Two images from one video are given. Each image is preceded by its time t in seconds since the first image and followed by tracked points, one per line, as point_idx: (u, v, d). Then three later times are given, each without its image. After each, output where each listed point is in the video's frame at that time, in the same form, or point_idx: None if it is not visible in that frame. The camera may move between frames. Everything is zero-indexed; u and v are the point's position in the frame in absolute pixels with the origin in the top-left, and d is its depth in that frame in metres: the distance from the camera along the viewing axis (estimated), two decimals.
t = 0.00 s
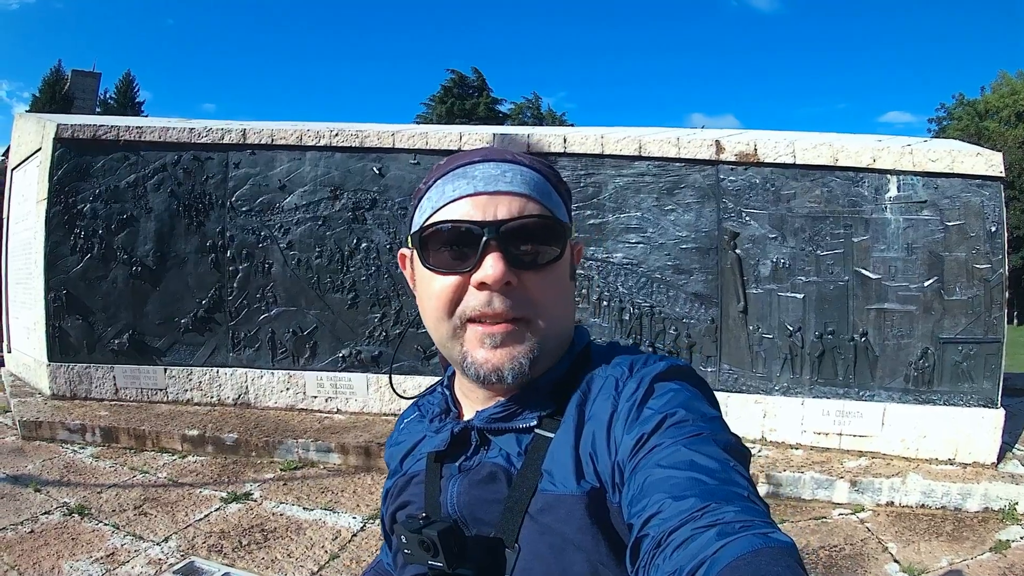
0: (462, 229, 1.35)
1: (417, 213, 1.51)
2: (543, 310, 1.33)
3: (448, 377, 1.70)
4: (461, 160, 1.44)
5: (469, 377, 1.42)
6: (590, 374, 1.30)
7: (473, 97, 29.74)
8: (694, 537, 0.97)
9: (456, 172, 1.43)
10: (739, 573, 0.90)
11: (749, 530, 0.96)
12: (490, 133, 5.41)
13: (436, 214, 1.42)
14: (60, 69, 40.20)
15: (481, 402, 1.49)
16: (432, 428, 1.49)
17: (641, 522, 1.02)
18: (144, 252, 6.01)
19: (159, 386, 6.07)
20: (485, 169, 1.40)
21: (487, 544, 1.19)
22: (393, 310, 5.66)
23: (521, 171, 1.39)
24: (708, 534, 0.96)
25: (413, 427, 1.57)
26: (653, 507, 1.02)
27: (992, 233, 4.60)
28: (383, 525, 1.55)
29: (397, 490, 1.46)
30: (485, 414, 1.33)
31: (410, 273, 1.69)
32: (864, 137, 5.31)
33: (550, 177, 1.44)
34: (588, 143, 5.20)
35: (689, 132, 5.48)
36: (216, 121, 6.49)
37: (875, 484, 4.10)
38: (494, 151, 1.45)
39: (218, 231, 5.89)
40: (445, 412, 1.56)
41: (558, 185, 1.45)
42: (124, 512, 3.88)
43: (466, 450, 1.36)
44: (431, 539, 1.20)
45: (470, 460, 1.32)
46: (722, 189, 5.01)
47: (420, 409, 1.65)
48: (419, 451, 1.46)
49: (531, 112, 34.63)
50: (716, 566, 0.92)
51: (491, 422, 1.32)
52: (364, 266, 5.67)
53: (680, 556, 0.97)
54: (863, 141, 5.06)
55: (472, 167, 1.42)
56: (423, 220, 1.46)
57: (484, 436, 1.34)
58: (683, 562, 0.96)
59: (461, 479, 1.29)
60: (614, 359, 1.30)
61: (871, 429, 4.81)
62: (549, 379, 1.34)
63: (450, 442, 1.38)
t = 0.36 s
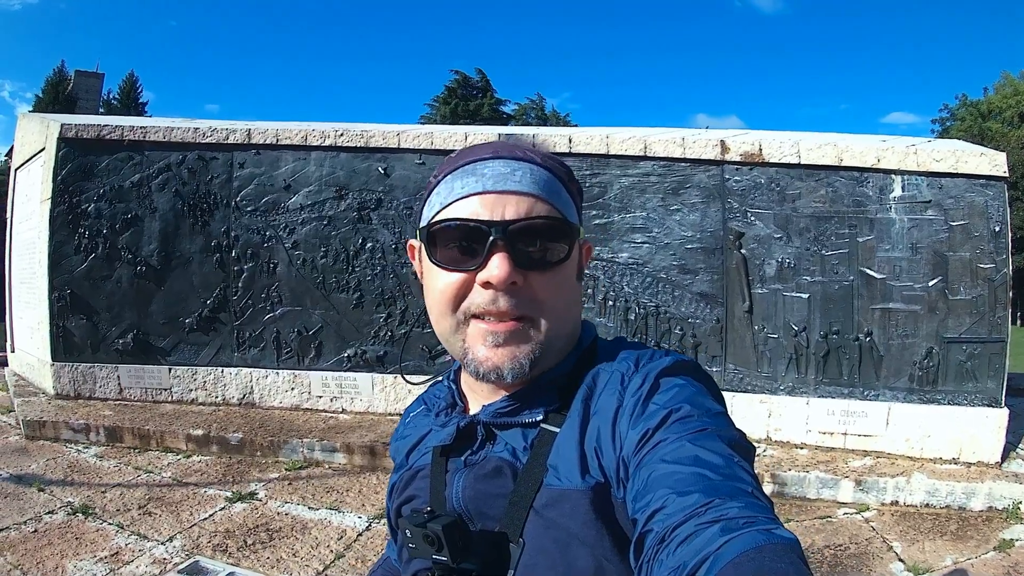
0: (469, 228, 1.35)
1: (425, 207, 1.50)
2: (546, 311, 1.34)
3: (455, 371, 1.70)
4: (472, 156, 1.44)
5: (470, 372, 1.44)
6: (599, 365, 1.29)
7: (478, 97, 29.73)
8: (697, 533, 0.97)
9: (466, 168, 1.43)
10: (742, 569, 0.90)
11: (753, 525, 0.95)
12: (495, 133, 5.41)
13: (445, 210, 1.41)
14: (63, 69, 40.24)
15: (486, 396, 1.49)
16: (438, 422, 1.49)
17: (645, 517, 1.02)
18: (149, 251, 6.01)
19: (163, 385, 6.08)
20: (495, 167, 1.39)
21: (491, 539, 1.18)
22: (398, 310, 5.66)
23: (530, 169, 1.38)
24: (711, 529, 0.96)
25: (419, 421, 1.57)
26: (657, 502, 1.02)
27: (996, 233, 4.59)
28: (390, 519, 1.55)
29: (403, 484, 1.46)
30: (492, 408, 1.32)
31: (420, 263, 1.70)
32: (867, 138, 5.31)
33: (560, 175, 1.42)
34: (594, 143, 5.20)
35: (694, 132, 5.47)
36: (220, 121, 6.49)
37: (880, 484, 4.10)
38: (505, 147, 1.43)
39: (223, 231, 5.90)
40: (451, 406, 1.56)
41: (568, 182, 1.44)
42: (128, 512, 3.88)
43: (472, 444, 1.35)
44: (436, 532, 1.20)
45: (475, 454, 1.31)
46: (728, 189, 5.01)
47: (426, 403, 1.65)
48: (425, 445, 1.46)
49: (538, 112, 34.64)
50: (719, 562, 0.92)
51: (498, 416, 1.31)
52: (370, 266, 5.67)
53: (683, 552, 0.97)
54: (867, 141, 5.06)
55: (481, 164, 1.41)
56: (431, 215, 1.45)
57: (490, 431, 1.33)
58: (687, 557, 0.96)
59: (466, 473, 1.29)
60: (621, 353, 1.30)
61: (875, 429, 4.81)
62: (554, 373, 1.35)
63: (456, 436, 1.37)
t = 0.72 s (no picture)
0: (453, 252, 1.34)
1: (411, 235, 1.51)
2: (545, 325, 1.32)
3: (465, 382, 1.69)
4: (448, 178, 1.43)
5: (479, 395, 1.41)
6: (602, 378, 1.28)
7: (486, 96, 29.74)
8: (708, 539, 0.96)
9: (444, 192, 1.42)
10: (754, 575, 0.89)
11: (764, 530, 0.95)
12: (505, 133, 5.42)
13: (429, 238, 1.41)
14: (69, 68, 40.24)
15: (495, 408, 1.45)
16: (448, 433, 1.48)
17: (656, 524, 1.01)
18: (157, 252, 6.01)
19: (171, 386, 6.07)
20: (472, 187, 1.38)
21: (503, 548, 1.18)
22: (408, 310, 5.65)
23: (509, 184, 1.37)
24: (723, 535, 0.95)
25: (429, 432, 1.57)
26: (668, 509, 1.01)
27: (1004, 232, 4.58)
28: (404, 530, 1.55)
29: (415, 495, 1.46)
30: (501, 419, 1.33)
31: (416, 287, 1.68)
32: (875, 136, 5.31)
33: (542, 183, 1.42)
34: (604, 142, 5.20)
35: (704, 132, 5.48)
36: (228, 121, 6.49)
37: (889, 483, 4.09)
38: (480, 164, 1.42)
39: (231, 231, 5.89)
40: (461, 417, 1.55)
41: (550, 188, 1.43)
42: (136, 513, 3.88)
43: (481, 454, 1.35)
44: (448, 542, 1.20)
45: (485, 465, 1.31)
46: (737, 188, 5.01)
47: (436, 414, 1.65)
48: (436, 456, 1.45)
49: (546, 110, 34.74)
50: (731, 568, 0.91)
51: (508, 427, 1.32)
52: (379, 266, 5.66)
53: (695, 558, 0.96)
54: (876, 140, 5.06)
55: (458, 185, 1.41)
56: (416, 244, 1.46)
57: (500, 441, 1.32)
58: (698, 564, 0.95)
59: (476, 483, 1.29)
60: (629, 359, 1.29)
61: (885, 429, 4.80)
62: (563, 385, 1.33)
63: (466, 447, 1.36)
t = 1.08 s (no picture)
0: (452, 228, 1.33)
1: (410, 213, 1.49)
2: (543, 303, 1.31)
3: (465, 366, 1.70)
4: (447, 155, 1.41)
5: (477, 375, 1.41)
6: (606, 363, 1.26)
7: (516, 96, 29.69)
8: (714, 519, 0.96)
9: (443, 169, 1.40)
10: (760, 554, 0.89)
11: (770, 509, 0.95)
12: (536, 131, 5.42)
13: (428, 214, 1.40)
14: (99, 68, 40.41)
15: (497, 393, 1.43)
16: (452, 418, 1.49)
17: (664, 504, 1.02)
18: (184, 248, 6.03)
19: (196, 382, 6.08)
20: (470, 163, 1.36)
21: (511, 536, 1.18)
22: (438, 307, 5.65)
23: (508, 159, 1.35)
24: (729, 515, 0.95)
25: (431, 418, 1.57)
26: (674, 490, 1.01)
27: None
28: (408, 517, 1.55)
29: (420, 482, 1.46)
30: (504, 404, 1.32)
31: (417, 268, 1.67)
32: (898, 135, 5.33)
33: (542, 159, 1.39)
34: (632, 140, 5.20)
35: (730, 130, 5.50)
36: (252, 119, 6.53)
37: (908, 481, 4.10)
38: (480, 141, 1.40)
39: (259, 228, 5.91)
40: (464, 402, 1.55)
41: (550, 164, 1.41)
42: (158, 507, 3.90)
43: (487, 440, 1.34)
44: (456, 532, 1.20)
45: (491, 451, 1.30)
46: (763, 186, 5.02)
47: (438, 399, 1.64)
48: (440, 442, 1.45)
49: (575, 111, 34.91)
50: (738, 547, 0.91)
51: (511, 411, 1.30)
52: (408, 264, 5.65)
53: (702, 538, 0.96)
54: (898, 139, 5.08)
55: (457, 162, 1.39)
56: (416, 221, 1.44)
57: (505, 427, 1.31)
58: (705, 544, 0.95)
59: (483, 469, 1.27)
60: (631, 339, 1.28)
61: (905, 427, 4.79)
62: (564, 365, 1.32)
63: (470, 433, 1.36)
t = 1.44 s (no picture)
0: (491, 195, 1.25)
1: (447, 180, 1.42)
2: (581, 279, 1.23)
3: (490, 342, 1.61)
4: (490, 124, 1.34)
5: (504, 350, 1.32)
6: (637, 351, 1.18)
7: (547, 96, 29.62)
8: (737, 516, 0.90)
9: (485, 137, 1.33)
10: (784, 556, 0.83)
11: (794, 509, 0.89)
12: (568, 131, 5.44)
13: (466, 181, 1.32)
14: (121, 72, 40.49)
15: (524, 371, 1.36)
16: (473, 393, 1.41)
17: (684, 499, 0.95)
18: (220, 249, 6.07)
19: (233, 379, 6.11)
20: (513, 133, 1.29)
21: (525, 521, 1.12)
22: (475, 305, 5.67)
23: (552, 132, 1.28)
24: (752, 512, 0.89)
25: (452, 391, 1.49)
26: (696, 484, 0.95)
27: None
28: (422, 492, 1.48)
29: (435, 456, 1.39)
30: (527, 386, 1.24)
31: (446, 240, 1.60)
32: (917, 134, 5.36)
33: (584, 137, 1.33)
34: (661, 140, 5.25)
35: (755, 129, 5.54)
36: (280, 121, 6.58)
37: (931, 473, 4.13)
38: (524, 113, 1.34)
39: (295, 228, 5.95)
40: (486, 377, 1.46)
41: (592, 144, 1.34)
42: (196, 500, 3.94)
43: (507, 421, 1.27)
44: (466, 515, 1.13)
45: (509, 432, 1.23)
46: (789, 184, 5.05)
47: (460, 372, 1.57)
48: (460, 417, 1.38)
49: (607, 110, 34.98)
50: (760, 548, 0.85)
51: (533, 394, 1.22)
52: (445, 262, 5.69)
53: (724, 535, 0.90)
54: (918, 136, 5.11)
55: (500, 131, 1.32)
56: (453, 188, 1.37)
57: (525, 409, 1.24)
58: (726, 542, 0.89)
59: (500, 451, 1.21)
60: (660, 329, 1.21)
61: (929, 420, 4.78)
62: (593, 349, 1.23)
63: (490, 412, 1.29)
